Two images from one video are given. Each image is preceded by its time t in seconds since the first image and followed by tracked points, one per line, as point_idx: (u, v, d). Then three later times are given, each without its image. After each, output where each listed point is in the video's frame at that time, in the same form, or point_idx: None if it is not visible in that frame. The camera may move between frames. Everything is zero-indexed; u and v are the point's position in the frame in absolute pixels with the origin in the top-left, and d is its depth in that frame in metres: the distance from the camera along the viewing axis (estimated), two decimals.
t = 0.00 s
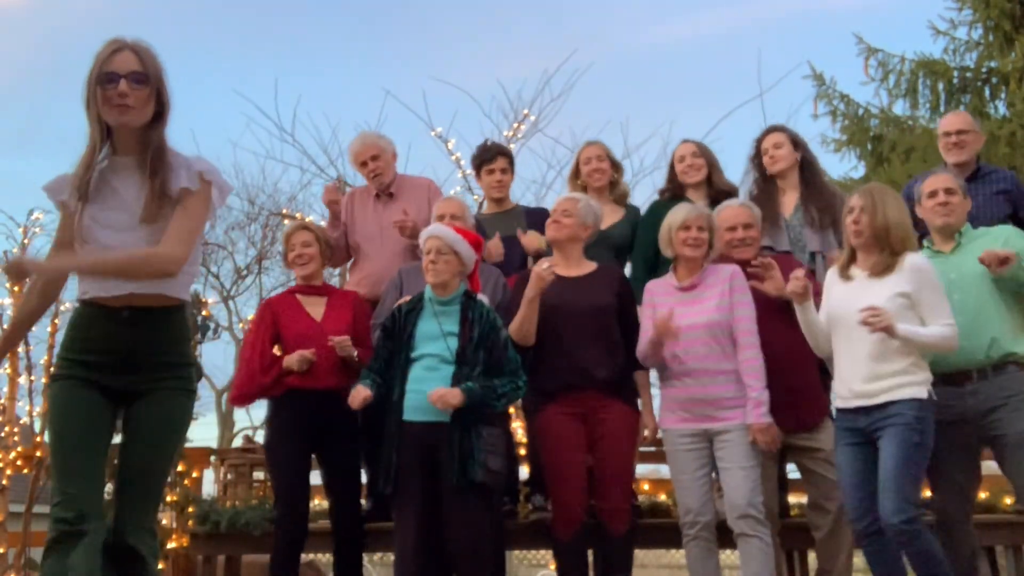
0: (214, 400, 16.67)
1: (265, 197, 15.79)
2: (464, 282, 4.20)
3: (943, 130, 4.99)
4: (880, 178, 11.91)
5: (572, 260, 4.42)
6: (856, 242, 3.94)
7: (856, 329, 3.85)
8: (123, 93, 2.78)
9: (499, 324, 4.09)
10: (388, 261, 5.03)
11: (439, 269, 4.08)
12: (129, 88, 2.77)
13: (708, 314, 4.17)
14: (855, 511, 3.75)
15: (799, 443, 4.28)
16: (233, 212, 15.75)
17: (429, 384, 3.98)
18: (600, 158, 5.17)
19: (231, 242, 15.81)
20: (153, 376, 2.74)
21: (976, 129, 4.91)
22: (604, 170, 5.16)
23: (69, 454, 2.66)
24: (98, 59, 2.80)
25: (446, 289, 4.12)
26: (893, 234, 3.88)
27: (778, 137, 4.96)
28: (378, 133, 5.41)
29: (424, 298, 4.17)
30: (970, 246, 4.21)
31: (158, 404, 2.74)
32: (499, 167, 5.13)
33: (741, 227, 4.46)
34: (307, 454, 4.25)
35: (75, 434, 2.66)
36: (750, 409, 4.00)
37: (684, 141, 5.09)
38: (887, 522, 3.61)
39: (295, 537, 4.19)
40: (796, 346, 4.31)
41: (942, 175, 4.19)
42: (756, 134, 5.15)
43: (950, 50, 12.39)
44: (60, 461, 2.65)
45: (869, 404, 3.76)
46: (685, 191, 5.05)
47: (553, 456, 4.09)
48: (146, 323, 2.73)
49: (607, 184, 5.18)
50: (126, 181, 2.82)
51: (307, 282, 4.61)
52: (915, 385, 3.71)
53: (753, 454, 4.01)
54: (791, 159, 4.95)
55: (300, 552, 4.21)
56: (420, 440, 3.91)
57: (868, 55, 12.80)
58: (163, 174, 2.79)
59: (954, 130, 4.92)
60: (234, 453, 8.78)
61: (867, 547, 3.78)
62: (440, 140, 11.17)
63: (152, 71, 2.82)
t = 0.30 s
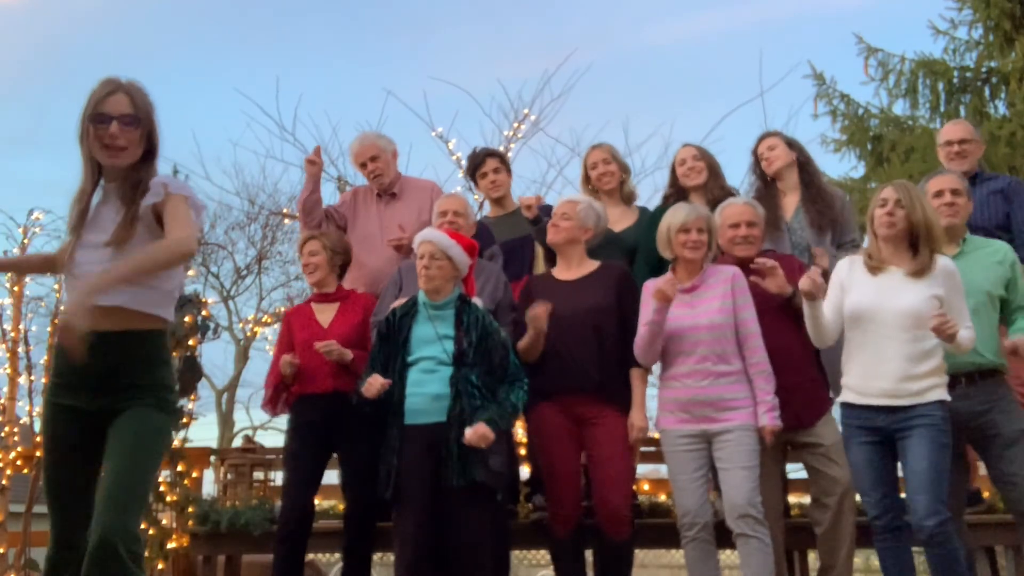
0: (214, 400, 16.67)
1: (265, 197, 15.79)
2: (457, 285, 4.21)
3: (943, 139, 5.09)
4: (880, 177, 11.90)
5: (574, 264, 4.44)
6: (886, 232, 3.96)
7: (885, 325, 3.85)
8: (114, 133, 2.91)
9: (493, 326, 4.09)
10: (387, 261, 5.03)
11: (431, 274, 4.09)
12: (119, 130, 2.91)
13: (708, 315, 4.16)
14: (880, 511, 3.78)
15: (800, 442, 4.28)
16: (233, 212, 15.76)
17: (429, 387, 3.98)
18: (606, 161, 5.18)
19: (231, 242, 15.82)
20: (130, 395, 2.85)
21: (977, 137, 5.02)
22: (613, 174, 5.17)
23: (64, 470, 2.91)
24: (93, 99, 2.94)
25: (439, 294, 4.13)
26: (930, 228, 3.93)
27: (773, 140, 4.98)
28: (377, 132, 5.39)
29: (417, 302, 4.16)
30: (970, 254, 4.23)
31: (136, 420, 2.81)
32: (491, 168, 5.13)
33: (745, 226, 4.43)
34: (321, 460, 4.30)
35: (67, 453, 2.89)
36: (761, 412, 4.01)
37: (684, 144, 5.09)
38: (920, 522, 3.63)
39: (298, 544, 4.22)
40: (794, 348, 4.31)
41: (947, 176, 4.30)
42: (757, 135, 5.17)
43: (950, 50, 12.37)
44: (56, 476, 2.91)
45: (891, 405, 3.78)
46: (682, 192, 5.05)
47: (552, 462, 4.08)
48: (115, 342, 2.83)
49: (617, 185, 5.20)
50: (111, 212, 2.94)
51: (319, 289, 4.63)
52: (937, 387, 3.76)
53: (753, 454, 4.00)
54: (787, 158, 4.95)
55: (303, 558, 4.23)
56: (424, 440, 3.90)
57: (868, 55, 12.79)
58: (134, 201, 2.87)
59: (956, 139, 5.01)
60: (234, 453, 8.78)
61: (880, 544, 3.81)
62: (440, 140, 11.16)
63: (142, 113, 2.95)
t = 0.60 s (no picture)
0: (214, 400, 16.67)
1: (265, 197, 15.80)
2: (453, 284, 4.21)
3: (903, 138, 5.12)
4: (880, 178, 11.89)
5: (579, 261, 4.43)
6: (884, 234, 4.02)
7: (894, 326, 3.88)
8: (110, 137, 2.97)
9: (494, 323, 4.10)
10: (387, 262, 5.03)
11: (427, 273, 4.09)
12: (114, 133, 2.97)
13: (711, 316, 4.17)
14: (873, 507, 3.75)
15: (798, 447, 4.25)
16: (233, 212, 15.77)
17: (432, 386, 3.98)
18: (609, 161, 5.19)
19: (231, 242, 15.82)
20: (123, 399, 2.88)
21: (936, 134, 5.03)
22: (613, 171, 5.18)
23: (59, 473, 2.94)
24: (89, 106, 3.01)
25: (435, 292, 4.14)
26: (924, 232, 4.03)
27: (779, 139, 4.97)
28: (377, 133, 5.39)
29: (415, 302, 4.17)
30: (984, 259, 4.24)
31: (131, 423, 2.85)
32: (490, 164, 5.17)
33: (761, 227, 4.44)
34: (329, 461, 4.33)
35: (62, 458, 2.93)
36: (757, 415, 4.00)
37: (681, 142, 5.09)
38: (937, 518, 3.65)
39: (300, 544, 4.24)
40: (793, 347, 4.30)
41: (965, 173, 4.24)
42: (755, 135, 5.17)
43: (951, 50, 12.38)
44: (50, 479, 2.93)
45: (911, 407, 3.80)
46: (681, 193, 5.05)
47: (549, 459, 4.12)
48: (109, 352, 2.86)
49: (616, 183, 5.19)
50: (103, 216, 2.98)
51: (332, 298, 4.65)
52: (959, 384, 3.77)
53: (753, 454, 4.01)
54: (787, 162, 4.96)
55: (306, 557, 4.26)
56: (428, 439, 3.91)
57: (868, 55, 12.79)
58: (129, 207, 2.90)
59: (915, 136, 5.04)
60: (234, 453, 8.77)
61: (861, 546, 3.78)
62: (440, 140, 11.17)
63: (139, 120, 3.02)
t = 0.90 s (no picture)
0: (214, 400, 16.67)
1: (264, 197, 15.80)
2: (455, 288, 4.20)
3: (900, 151, 5.09)
4: (880, 177, 11.89)
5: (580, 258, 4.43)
6: (861, 241, 4.06)
7: (876, 329, 3.90)
8: (127, 124, 2.98)
9: (494, 326, 4.11)
10: (388, 262, 5.03)
11: (429, 275, 4.09)
12: (132, 121, 2.98)
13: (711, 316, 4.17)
14: (882, 509, 3.74)
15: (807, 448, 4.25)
16: (233, 212, 15.76)
17: (432, 387, 3.98)
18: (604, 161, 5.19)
19: (231, 242, 15.82)
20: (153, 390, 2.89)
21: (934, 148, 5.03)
22: (601, 176, 5.17)
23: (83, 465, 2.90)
24: (101, 93, 3.00)
25: (436, 295, 4.13)
26: (897, 237, 4.10)
27: (777, 141, 4.97)
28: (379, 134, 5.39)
29: (415, 305, 4.16)
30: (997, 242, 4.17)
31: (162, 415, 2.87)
32: (512, 161, 5.13)
33: (787, 226, 4.40)
34: (333, 458, 4.30)
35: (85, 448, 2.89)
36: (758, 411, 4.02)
37: (682, 141, 5.08)
38: (948, 513, 3.66)
39: (309, 543, 4.23)
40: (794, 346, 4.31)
41: (970, 160, 4.28)
42: (753, 135, 5.17)
43: (950, 50, 12.38)
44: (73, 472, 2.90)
45: (906, 404, 3.80)
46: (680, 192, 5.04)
47: (550, 461, 4.10)
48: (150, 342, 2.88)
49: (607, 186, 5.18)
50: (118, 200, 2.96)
51: (341, 288, 4.66)
52: (949, 376, 3.81)
53: (755, 454, 4.01)
54: (786, 164, 4.95)
55: (316, 556, 4.25)
56: (429, 441, 3.91)
57: (868, 55, 12.78)
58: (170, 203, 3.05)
59: (913, 149, 5.02)
60: (234, 454, 8.77)
61: (866, 548, 3.78)
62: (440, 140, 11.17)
63: (153, 104, 3.04)
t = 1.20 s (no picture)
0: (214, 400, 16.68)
1: (265, 197, 15.80)
2: (454, 286, 4.20)
3: (938, 128, 5.08)
4: (880, 177, 11.89)
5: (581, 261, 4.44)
6: (871, 245, 4.06)
7: (881, 334, 3.91)
8: (152, 105, 2.89)
9: (493, 326, 4.10)
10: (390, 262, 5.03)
11: (431, 273, 4.09)
12: (159, 101, 2.90)
13: (711, 319, 4.18)
14: (872, 509, 3.71)
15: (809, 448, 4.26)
16: (233, 212, 15.77)
17: (431, 386, 3.98)
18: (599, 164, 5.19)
19: (232, 242, 15.82)
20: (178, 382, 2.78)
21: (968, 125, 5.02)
22: (599, 177, 5.17)
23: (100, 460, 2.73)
24: (125, 75, 2.90)
25: (436, 294, 4.13)
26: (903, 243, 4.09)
27: (777, 142, 4.97)
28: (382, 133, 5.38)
29: (415, 304, 4.16)
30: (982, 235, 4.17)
31: (183, 411, 2.76)
32: (528, 160, 5.13)
33: (810, 226, 4.43)
34: (342, 457, 4.31)
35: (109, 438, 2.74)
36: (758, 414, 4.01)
37: (684, 148, 5.09)
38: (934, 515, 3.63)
39: (311, 539, 4.23)
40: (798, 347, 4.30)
41: (959, 167, 4.30)
42: (752, 140, 5.19)
43: (950, 50, 12.38)
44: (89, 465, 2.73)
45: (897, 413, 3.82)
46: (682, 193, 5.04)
47: (552, 464, 4.13)
48: (175, 335, 2.77)
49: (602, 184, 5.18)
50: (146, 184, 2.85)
51: (350, 293, 4.66)
52: (935, 393, 3.85)
53: (752, 454, 4.01)
54: (788, 164, 4.96)
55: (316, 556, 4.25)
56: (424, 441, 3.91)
57: (868, 55, 12.78)
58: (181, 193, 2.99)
59: (952, 127, 5.01)
60: (234, 453, 8.78)
61: (863, 549, 3.75)
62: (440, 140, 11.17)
63: (179, 86, 2.95)
